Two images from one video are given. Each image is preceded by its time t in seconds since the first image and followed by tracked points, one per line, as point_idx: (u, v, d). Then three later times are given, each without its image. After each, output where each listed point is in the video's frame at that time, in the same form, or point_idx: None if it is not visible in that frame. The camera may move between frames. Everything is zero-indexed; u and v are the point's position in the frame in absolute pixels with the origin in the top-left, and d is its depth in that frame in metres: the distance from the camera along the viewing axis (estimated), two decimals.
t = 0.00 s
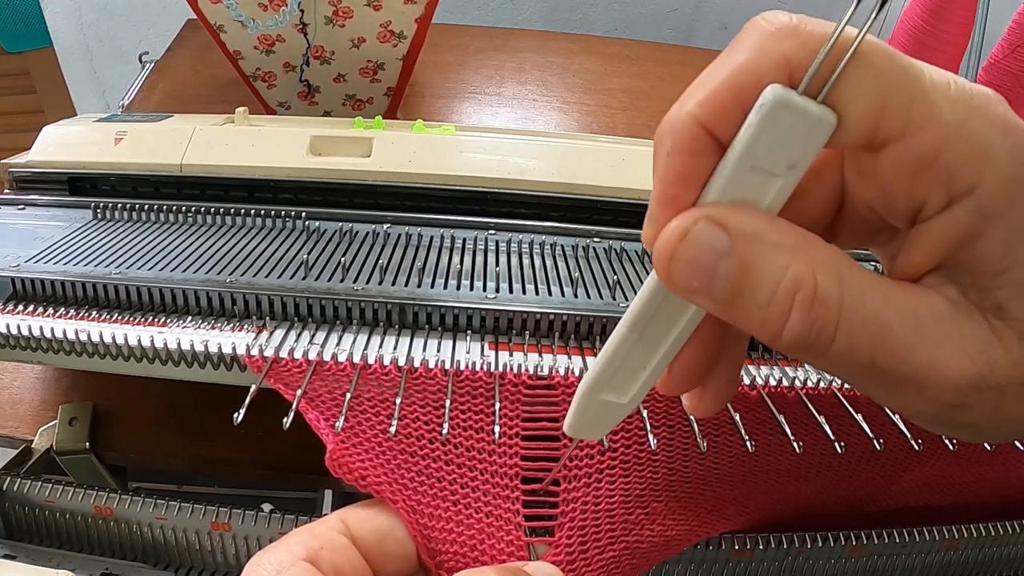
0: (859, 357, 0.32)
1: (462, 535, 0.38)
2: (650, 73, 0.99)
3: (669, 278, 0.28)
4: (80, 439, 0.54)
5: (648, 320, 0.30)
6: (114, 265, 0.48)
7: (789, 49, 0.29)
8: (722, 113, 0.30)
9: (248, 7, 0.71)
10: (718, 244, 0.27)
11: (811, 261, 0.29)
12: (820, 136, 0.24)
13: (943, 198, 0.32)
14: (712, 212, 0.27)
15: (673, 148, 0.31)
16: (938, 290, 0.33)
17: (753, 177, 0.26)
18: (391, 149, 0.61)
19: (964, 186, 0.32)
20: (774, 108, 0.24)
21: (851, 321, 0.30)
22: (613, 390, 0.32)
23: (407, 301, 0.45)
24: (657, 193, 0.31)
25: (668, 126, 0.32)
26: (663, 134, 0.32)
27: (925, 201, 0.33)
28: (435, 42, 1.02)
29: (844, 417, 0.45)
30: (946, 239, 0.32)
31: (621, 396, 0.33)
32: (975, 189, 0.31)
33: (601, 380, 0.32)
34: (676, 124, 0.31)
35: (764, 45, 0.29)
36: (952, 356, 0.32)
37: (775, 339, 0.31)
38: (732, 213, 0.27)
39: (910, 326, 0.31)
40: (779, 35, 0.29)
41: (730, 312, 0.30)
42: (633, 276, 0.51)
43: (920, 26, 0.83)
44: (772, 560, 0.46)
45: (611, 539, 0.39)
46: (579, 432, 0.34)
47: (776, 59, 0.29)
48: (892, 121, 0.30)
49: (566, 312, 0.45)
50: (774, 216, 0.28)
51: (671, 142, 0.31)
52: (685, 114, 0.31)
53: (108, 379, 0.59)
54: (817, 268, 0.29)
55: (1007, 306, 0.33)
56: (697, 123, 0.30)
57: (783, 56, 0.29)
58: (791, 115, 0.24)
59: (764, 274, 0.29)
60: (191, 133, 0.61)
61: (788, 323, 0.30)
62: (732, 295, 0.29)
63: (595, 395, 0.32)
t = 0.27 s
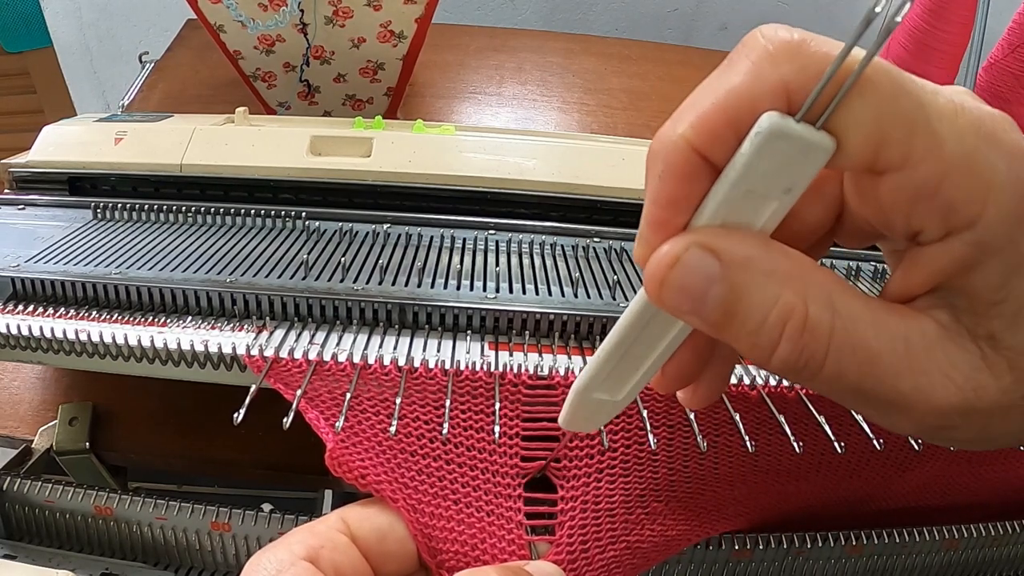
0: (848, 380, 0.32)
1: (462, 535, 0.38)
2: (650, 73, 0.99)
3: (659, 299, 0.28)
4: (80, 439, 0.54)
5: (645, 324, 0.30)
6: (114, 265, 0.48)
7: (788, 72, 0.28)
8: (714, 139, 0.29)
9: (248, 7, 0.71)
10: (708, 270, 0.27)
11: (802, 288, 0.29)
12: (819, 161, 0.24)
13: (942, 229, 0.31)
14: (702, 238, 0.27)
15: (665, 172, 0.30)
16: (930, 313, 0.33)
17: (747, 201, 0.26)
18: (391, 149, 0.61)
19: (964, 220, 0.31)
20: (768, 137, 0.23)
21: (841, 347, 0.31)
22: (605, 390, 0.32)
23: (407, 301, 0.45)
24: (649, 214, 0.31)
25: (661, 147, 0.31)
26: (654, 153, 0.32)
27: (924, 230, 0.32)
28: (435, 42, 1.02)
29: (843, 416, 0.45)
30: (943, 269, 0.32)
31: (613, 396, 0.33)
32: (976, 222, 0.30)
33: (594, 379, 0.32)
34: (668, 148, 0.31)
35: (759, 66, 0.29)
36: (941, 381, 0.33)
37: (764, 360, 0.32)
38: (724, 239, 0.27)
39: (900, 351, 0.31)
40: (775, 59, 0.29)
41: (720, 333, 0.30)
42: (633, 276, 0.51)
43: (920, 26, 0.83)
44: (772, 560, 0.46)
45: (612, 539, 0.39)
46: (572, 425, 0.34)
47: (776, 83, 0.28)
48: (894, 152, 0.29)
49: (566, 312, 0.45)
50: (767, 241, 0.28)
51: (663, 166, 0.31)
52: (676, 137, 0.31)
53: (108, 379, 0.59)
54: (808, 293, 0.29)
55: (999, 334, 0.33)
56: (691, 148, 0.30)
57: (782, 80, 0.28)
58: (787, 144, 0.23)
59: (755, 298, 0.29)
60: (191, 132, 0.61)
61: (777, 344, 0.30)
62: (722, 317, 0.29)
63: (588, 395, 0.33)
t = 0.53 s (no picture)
0: (871, 348, 0.31)
1: (462, 535, 0.38)
2: (650, 73, 0.99)
3: (674, 266, 0.28)
4: (80, 439, 0.54)
5: (649, 315, 0.30)
6: (114, 265, 0.48)
7: (800, 29, 0.29)
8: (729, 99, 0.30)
9: (248, 7, 0.71)
10: (725, 232, 0.26)
11: (820, 252, 0.29)
12: (833, 120, 0.24)
13: (956, 185, 0.32)
14: (720, 199, 0.27)
15: (680, 134, 0.31)
16: (949, 279, 0.32)
17: (763, 161, 0.26)
18: (391, 149, 0.61)
19: (978, 174, 0.31)
20: (784, 90, 0.23)
21: (862, 313, 0.30)
22: (613, 387, 0.32)
23: (406, 301, 0.45)
24: (664, 178, 0.32)
25: (674, 111, 0.32)
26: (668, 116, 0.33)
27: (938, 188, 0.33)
28: (435, 42, 1.02)
29: (844, 416, 0.45)
30: (959, 227, 0.32)
31: (620, 393, 0.33)
32: (990, 178, 0.31)
33: (600, 376, 0.32)
34: (683, 110, 0.32)
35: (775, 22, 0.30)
36: (965, 348, 0.32)
37: (781, 332, 0.31)
38: (740, 201, 0.26)
39: (920, 315, 0.31)
40: (789, 16, 0.30)
41: (736, 303, 0.30)
42: (633, 275, 0.51)
43: (920, 26, 0.83)
44: (772, 560, 0.46)
45: (611, 539, 0.39)
46: (579, 432, 0.34)
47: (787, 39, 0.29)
48: (904, 104, 0.30)
49: (566, 311, 0.45)
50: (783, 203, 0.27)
51: (679, 128, 0.31)
52: (692, 98, 0.31)
53: (108, 379, 0.59)
54: (827, 259, 0.29)
55: (1021, 297, 0.32)
56: (705, 108, 0.31)
57: (794, 36, 0.29)
58: (802, 99, 0.23)
59: (771, 264, 0.29)
60: (191, 132, 0.61)
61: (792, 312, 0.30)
62: (738, 285, 0.29)
63: (595, 393, 0.32)
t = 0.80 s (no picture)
0: (858, 399, 0.31)
1: (462, 535, 0.38)
2: (650, 73, 0.99)
3: (660, 320, 0.28)
4: (80, 439, 0.54)
5: (641, 355, 0.30)
6: (113, 265, 0.48)
7: (783, 82, 0.29)
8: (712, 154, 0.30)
9: (248, 7, 0.71)
10: (709, 286, 0.27)
11: (805, 305, 0.29)
12: (817, 172, 0.24)
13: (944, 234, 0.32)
14: (702, 255, 0.27)
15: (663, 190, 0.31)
16: (935, 324, 0.33)
17: (747, 214, 0.26)
18: (391, 149, 0.61)
19: (964, 223, 0.32)
20: (767, 146, 0.23)
21: (848, 364, 0.30)
22: (607, 424, 0.32)
23: (407, 301, 0.45)
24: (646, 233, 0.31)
25: (658, 164, 0.31)
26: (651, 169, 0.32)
27: (926, 236, 0.33)
28: (435, 42, 1.02)
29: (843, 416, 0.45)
30: (947, 274, 0.33)
31: (615, 430, 0.32)
32: (978, 223, 0.31)
33: (595, 413, 0.31)
34: (667, 164, 0.31)
35: (755, 76, 0.30)
36: (952, 396, 0.32)
37: (768, 383, 0.31)
38: (724, 254, 0.27)
39: (907, 363, 0.31)
40: (770, 69, 0.30)
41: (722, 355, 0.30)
42: (633, 275, 0.51)
43: (920, 25, 0.83)
44: (772, 560, 0.46)
45: (611, 539, 0.39)
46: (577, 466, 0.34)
47: (770, 93, 0.29)
48: (891, 155, 0.30)
49: (566, 312, 0.45)
50: (767, 256, 0.27)
51: (662, 183, 0.31)
52: (675, 153, 0.31)
53: (108, 379, 0.59)
54: (812, 311, 0.29)
55: (1008, 341, 0.32)
56: (689, 163, 0.30)
57: (777, 89, 0.29)
58: (787, 154, 0.23)
59: (757, 317, 0.29)
60: (191, 132, 0.61)
61: (778, 362, 0.30)
62: (724, 338, 0.29)
63: (589, 429, 0.32)
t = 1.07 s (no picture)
0: (854, 440, 0.32)
1: (462, 535, 0.38)
2: (651, 73, 0.99)
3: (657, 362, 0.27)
4: (80, 439, 0.54)
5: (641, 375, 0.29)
6: (114, 264, 0.48)
7: (799, 129, 0.25)
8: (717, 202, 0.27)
9: (248, 7, 0.71)
10: (708, 333, 0.26)
11: (806, 353, 0.29)
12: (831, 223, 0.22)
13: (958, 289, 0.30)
14: (700, 299, 0.26)
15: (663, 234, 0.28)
16: (938, 369, 0.32)
17: (754, 258, 0.24)
18: (391, 149, 0.61)
19: (983, 281, 0.29)
20: (779, 198, 0.21)
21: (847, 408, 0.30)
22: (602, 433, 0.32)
23: (407, 301, 0.45)
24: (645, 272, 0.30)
25: (659, 204, 0.29)
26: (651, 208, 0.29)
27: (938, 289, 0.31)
28: (435, 42, 1.02)
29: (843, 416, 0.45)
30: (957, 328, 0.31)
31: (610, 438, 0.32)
32: (994, 285, 0.29)
33: (590, 424, 0.31)
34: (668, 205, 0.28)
35: (767, 116, 0.26)
36: (948, 442, 0.32)
37: (767, 420, 0.32)
38: (725, 300, 0.26)
39: (906, 411, 0.31)
40: (785, 109, 0.26)
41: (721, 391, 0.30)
42: (633, 276, 0.51)
43: (920, 26, 0.83)
44: (772, 560, 0.45)
45: (611, 539, 0.39)
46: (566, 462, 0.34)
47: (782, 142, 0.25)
48: (910, 212, 0.27)
49: (566, 312, 0.45)
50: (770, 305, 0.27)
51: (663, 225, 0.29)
52: (678, 196, 0.28)
53: (108, 379, 0.59)
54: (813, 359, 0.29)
55: (1009, 392, 0.32)
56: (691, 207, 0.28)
57: (790, 137, 0.25)
58: (797, 208, 0.21)
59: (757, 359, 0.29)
60: (191, 132, 0.61)
61: (776, 400, 0.30)
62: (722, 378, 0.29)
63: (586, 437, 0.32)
